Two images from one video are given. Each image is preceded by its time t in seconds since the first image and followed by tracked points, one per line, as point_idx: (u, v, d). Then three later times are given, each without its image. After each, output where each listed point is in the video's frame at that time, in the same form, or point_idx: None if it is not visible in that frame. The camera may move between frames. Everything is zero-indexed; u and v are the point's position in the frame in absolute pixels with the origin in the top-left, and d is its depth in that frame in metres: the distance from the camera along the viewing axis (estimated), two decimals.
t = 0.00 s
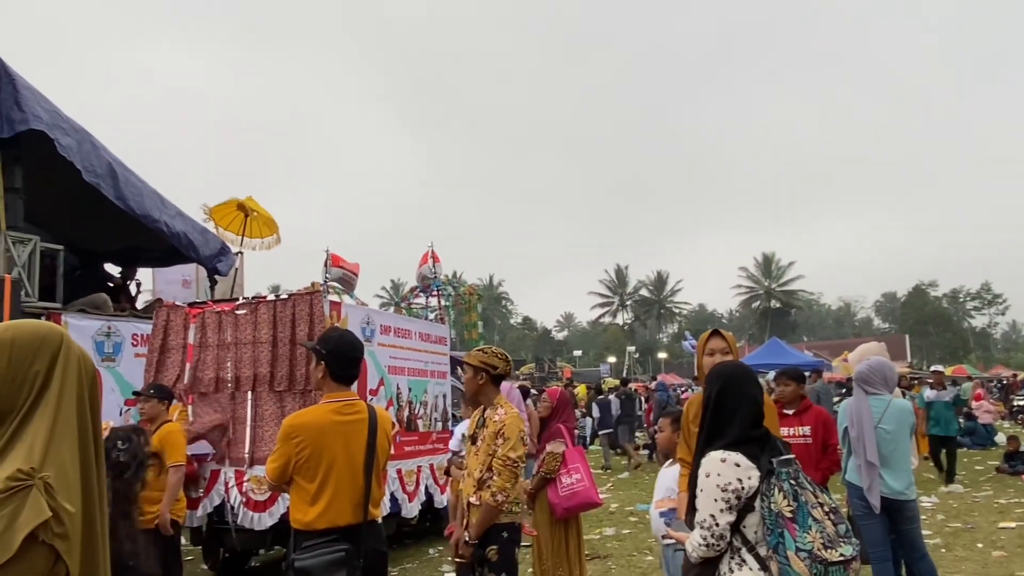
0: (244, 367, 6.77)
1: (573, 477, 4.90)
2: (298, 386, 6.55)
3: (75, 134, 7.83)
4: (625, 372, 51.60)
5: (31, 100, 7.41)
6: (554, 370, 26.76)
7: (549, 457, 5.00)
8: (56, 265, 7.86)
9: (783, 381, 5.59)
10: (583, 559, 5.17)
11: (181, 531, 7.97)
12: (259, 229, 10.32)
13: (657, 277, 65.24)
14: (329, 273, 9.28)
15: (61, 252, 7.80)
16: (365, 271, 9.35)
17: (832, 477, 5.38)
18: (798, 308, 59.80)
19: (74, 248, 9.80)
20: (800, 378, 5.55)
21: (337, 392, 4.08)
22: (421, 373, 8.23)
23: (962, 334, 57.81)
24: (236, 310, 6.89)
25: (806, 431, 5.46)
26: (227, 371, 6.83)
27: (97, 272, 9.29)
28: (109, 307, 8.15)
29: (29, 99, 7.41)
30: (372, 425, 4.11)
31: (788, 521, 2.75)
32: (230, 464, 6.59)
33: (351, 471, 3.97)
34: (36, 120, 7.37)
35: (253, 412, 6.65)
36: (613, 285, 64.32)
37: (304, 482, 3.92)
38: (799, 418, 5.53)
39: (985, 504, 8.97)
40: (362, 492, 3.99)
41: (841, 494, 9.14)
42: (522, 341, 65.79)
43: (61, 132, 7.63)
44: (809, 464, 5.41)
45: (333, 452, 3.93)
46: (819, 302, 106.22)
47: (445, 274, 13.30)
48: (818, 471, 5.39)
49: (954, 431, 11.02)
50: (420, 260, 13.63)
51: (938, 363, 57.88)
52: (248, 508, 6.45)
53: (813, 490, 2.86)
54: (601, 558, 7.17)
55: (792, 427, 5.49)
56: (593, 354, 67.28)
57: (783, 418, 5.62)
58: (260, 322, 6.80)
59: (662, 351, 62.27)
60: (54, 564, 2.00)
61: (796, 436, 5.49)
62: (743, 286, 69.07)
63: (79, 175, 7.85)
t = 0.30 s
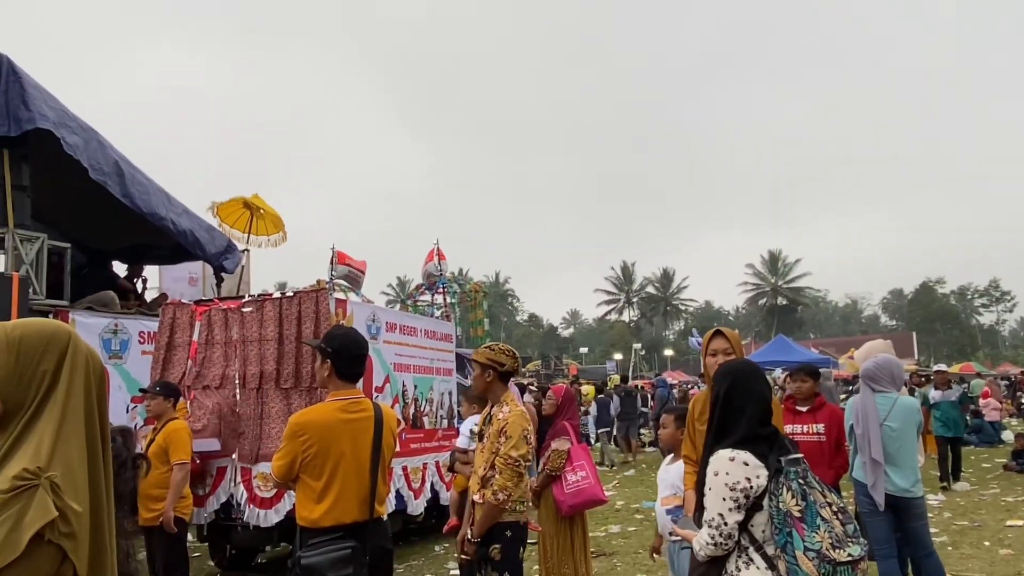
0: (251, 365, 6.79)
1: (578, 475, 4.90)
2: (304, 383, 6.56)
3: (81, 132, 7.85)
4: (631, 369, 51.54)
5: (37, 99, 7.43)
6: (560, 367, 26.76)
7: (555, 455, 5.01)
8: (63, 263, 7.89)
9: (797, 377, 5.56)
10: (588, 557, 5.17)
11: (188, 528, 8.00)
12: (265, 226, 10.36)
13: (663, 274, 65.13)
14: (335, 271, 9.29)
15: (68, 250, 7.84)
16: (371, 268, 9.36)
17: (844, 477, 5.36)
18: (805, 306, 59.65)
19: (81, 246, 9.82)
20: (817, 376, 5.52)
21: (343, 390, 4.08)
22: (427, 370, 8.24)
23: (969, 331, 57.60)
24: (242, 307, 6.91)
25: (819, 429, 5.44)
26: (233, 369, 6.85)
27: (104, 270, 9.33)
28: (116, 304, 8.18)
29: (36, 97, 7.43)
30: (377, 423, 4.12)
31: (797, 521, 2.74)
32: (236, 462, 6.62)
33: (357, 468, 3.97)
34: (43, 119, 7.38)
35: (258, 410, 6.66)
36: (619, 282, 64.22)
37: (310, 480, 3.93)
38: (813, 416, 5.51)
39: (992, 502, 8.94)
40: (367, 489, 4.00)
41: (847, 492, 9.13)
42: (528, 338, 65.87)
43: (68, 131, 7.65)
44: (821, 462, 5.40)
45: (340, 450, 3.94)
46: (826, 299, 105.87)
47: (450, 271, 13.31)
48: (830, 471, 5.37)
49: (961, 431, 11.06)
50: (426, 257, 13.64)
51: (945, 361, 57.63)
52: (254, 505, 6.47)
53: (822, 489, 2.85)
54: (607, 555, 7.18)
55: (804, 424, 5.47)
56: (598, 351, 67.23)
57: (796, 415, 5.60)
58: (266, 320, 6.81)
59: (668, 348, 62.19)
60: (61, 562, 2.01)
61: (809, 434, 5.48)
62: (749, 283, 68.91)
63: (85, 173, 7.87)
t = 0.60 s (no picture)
0: (257, 369, 6.80)
1: (582, 480, 4.88)
2: (310, 388, 6.56)
3: (89, 136, 7.89)
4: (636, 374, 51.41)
5: (46, 103, 7.48)
6: (565, 372, 26.73)
7: (560, 460, 4.99)
8: (71, 267, 7.93)
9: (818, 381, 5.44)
10: (593, 563, 5.16)
11: (194, 532, 8.02)
12: (272, 231, 10.37)
13: (669, 279, 65.05)
14: (341, 275, 9.31)
15: (76, 254, 7.87)
16: (378, 272, 9.37)
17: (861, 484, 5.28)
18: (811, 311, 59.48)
19: (89, 250, 9.87)
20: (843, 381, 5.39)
21: (349, 394, 4.09)
22: (432, 375, 8.24)
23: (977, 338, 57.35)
24: (249, 311, 6.92)
25: (839, 436, 5.36)
26: (239, 373, 6.86)
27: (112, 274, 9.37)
28: (124, 308, 8.21)
29: (45, 101, 7.48)
30: (383, 427, 4.12)
31: (807, 528, 2.73)
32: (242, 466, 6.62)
33: (362, 471, 3.97)
34: (51, 123, 7.43)
35: (263, 413, 6.66)
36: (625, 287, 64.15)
37: (316, 484, 3.93)
38: (833, 422, 5.41)
39: (1000, 509, 8.89)
40: (372, 493, 4.00)
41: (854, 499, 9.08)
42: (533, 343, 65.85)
43: (76, 135, 7.69)
44: (839, 470, 5.31)
45: (346, 453, 3.94)
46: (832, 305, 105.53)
47: (456, 275, 13.32)
48: (847, 478, 5.29)
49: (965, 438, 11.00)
50: (432, 262, 13.65)
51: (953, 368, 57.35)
52: (259, 508, 6.48)
53: (832, 496, 2.83)
54: (613, 561, 7.16)
55: (826, 429, 5.37)
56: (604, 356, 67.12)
57: (817, 420, 5.49)
58: (273, 324, 6.82)
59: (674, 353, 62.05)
60: (71, 566, 2.02)
61: (828, 439, 5.39)
62: (755, 289, 68.75)
63: (93, 177, 7.90)
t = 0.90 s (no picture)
0: (251, 378, 6.77)
1: (573, 492, 4.86)
2: (305, 397, 6.53)
3: (87, 143, 7.90)
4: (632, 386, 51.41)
5: (43, 109, 7.48)
6: (561, 385, 26.74)
7: (553, 471, 4.98)
8: (67, 274, 7.91)
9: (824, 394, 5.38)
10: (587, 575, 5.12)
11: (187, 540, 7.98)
12: (269, 239, 10.36)
13: (666, 291, 65.14)
14: (338, 284, 9.30)
15: (71, 261, 7.86)
16: (374, 282, 9.37)
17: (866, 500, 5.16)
18: (807, 324, 59.55)
19: (85, 257, 9.86)
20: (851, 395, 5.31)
21: (343, 403, 4.07)
22: (428, 385, 8.21)
23: (973, 352, 57.42)
24: (244, 319, 6.90)
25: (846, 449, 5.22)
26: (233, 381, 6.83)
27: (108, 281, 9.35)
28: (119, 316, 8.19)
29: (41, 107, 7.48)
30: (377, 436, 4.10)
31: (805, 542, 2.72)
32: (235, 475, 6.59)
33: (356, 480, 3.95)
34: (48, 129, 7.43)
35: (256, 422, 6.62)
36: (621, 300, 64.21)
37: (309, 493, 3.91)
38: (841, 434, 5.27)
39: (995, 524, 8.87)
40: (366, 502, 3.97)
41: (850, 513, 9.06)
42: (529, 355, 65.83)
43: (72, 142, 7.69)
44: (847, 483, 5.19)
45: (339, 462, 3.92)
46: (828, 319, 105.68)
47: (453, 286, 13.32)
48: (853, 492, 5.17)
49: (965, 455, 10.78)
50: (429, 273, 13.66)
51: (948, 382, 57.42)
52: (253, 517, 6.45)
53: (830, 510, 2.82)
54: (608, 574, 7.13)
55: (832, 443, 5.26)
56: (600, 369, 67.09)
57: (825, 434, 5.36)
58: (268, 332, 6.80)
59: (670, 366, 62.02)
60: (61, 573, 2.00)
61: (837, 453, 5.24)
62: (752, 302, 68.83)
63: (90, 184, 7.90)
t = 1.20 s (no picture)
0: (243, 402, 6.73)
1: (562, 521, 4.82)
2: (296, 422, 6.48)
3: (83, 165, 7.90)
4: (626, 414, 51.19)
5: (41, 131, 7.50)
6: (555, 412, 26.63)
7: (542, 499, 4.96)
8: (60, 296, 7.88)
9: (822, 425, 5.37)
10: None
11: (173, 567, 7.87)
12: (264, 263, 10.35)
13: (661, 319, 65.17)
14: (332, 308, 9.29)
15: (65, 283, 7.83)
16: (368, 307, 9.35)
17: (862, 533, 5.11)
18: (802, 354, 59.57)
19: (79, 279, 9.84)
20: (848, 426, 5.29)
21: (334, 428, 4.03)
22: (421, 411, 8.16)
23: (967, 383, 57.47)
24: (237, 343, 6.87)
25: (846, 481, 5.16)
26: (225, 405, 6.78)
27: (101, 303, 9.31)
28: (111, 338, 8.14)
29: (39, 129, 7.50)
30: (368, 462, 4.06)
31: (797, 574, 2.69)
32: (223, 501, 6.52)
33: (346, 506, 3.91)
34: (44, 151, 7.44)
35: (246, 447, 6.57)
36: (616, 327, 64.20)
37: (298, 519, 3.86)
38: (841, 465, 5.22)
39: (990, 558, 8.80)
40: (355, 529, 3.93)
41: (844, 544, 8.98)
42: (524, 381, 65.62)
43: (69, 163, 7.70)
44: (847, 517, 5.12)
45: (329, 487, 3.88)
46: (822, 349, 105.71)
47: (447, 311, 13.30)
48: (851, 525, 5.11)
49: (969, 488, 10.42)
50: (424, 298, 13.65)
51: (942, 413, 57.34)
52: (241, 544, 6.37)
53: (823, 541, 2.79)
54: None
55: (832, 474, 5.19)
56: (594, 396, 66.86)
57: (824, 465, 5.32)
58: (261, 356, 6.77)
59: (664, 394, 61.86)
60: None
61: (837, 485, 5.19)
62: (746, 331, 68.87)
63: (85, 206, 7.89)
